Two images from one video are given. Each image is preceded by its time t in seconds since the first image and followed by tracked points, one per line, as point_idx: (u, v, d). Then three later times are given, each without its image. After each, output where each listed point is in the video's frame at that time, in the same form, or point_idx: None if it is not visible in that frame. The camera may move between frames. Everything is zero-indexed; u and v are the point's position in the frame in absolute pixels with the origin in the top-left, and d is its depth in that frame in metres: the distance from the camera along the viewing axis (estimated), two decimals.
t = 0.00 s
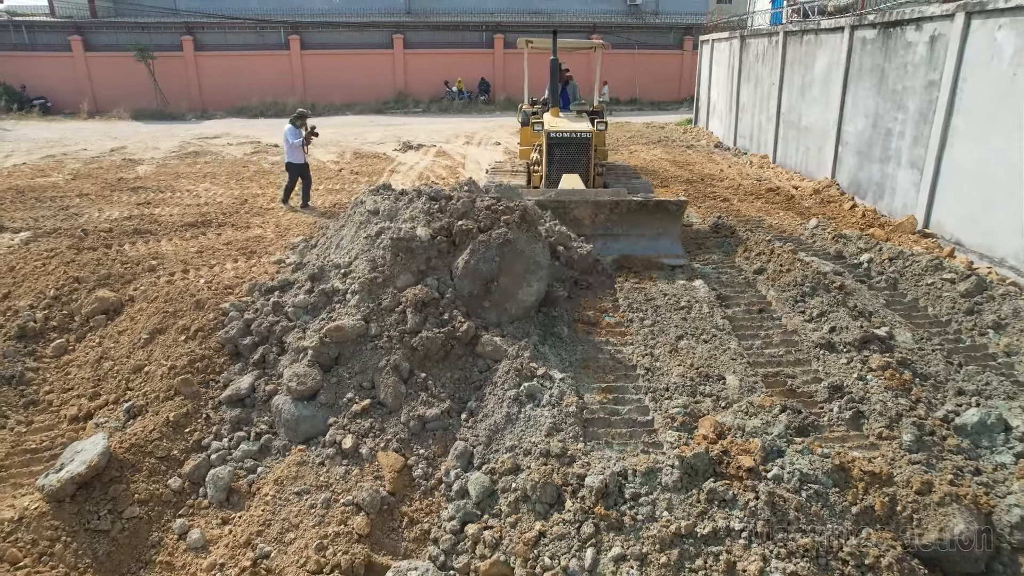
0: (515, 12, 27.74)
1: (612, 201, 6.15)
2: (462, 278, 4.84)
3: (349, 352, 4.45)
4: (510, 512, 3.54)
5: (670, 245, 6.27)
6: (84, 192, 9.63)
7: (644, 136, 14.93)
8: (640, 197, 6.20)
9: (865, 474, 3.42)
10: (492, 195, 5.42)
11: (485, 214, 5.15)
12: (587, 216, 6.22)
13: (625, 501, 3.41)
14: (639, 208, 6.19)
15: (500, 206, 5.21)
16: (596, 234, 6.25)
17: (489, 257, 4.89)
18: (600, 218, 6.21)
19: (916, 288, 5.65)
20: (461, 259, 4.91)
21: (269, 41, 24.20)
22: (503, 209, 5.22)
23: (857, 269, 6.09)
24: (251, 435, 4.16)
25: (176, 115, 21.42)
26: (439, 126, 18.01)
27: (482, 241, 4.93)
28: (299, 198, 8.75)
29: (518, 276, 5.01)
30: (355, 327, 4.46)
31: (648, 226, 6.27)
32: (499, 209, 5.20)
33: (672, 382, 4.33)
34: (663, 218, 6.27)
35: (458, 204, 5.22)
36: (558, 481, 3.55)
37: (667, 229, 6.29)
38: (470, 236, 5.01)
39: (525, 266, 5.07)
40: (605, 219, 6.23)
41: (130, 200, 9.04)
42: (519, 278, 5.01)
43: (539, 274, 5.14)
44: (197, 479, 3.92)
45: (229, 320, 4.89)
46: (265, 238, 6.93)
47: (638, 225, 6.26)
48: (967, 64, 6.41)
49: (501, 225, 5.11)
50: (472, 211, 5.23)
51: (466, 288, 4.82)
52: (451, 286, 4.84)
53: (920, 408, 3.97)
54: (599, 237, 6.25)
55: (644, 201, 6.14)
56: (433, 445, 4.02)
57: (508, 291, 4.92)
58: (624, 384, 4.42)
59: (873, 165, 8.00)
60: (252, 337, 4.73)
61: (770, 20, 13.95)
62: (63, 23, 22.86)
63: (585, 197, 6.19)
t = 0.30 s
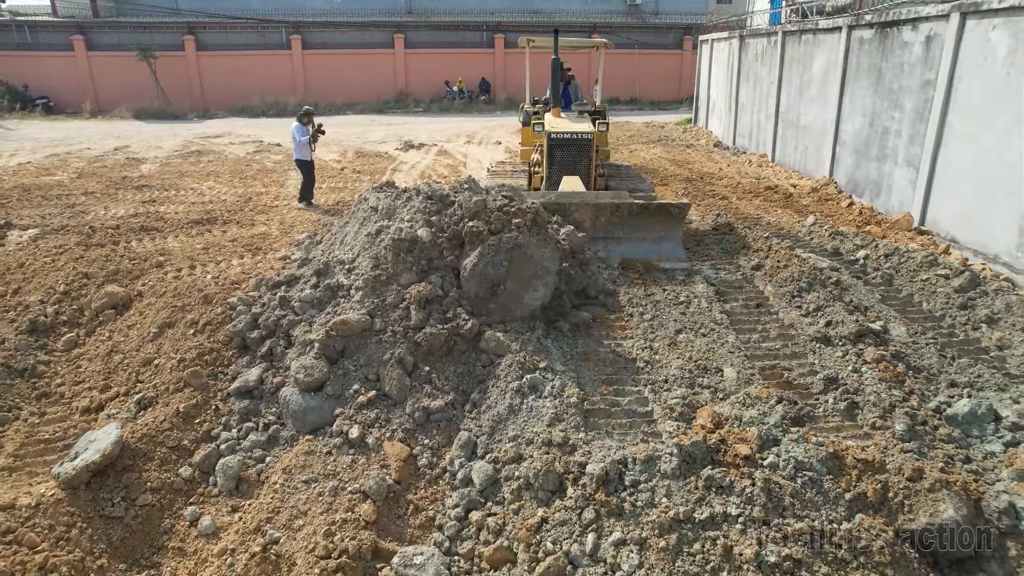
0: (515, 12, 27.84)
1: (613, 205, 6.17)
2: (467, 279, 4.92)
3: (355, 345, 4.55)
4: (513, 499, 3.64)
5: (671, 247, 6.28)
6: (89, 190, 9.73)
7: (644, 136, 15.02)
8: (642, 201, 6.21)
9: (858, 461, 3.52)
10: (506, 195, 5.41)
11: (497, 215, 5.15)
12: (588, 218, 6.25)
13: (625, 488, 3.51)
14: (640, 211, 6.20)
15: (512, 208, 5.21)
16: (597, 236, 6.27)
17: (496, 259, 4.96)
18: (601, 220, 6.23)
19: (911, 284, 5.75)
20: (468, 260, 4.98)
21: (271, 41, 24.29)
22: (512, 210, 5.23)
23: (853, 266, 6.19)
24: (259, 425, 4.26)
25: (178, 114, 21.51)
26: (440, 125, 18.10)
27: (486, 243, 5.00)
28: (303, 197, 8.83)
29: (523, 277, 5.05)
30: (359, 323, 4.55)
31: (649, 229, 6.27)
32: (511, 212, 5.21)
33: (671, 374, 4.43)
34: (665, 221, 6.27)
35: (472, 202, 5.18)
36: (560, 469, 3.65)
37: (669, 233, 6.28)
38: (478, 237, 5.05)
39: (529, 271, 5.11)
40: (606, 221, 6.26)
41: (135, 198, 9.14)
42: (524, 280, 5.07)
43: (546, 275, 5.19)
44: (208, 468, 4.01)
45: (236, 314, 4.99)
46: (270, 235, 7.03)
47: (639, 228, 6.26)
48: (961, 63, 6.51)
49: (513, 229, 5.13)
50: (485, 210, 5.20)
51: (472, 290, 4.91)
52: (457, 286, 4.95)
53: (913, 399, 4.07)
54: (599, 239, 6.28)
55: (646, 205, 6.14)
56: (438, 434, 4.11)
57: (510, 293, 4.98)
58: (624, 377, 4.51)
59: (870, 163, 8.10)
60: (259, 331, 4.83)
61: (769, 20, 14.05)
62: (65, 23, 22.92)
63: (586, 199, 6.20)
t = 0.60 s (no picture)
0: (515, 12, 27.91)
1: (615, 208, 5.98)
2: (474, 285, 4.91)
3: (359, 339, 4.64)
4: (515, 489, 3.73)
5: (675, 252, 6.11)
6: (94, 189, 9.83)
7: (643, 135, 15.12)
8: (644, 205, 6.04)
9: (852, 451, 3.61)
10: (524, 201, 5.29)
11: (514, 226, 5.04)
12: (590, 223, 6.04)
13: (626, 477, 3.60)
14: (643, 215, 6.02)
15: (530, 218, 5.11)
16: (599, 240, 6.09)
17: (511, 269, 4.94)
18: (602, 225, 6.03)
19: (906, 280, 5.84)
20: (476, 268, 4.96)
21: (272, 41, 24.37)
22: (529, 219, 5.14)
23: (849, 262, 6.28)
24: (266, 418, 4.35)
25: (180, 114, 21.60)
26: (441, 125, 18.18)
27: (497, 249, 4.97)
28: (306, 196, 8.90)
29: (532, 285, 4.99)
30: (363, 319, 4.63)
31: (652, 233, 6.11)
32: (528, 221, 5.11)
33: (669, 368, 4.53)
34: (669, 225, 6.10)
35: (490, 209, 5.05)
36: (561, 458, 3.74)
37: (673, 237, 6.12)
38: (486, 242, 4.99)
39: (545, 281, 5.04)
40: (608, 226, 6.06)
41: (139, 196, 9.23)
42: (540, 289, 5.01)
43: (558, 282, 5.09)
44: (216, 459, 4.10)
45: (243, 309, 5.08)
46: (274, 232, 7.12)
47: (642, 232, 6.09)
48: (957, 63, 6.60)
49: (530, 242, 5.06)
50: (504, 219, 5.06)
51: (481, 297, 4.88)
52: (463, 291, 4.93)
53: (906, 392, 4.16)
54: (602, 243, 6.11)
55: (649, 208, 5.98)
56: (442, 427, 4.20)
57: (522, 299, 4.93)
58: (624, 371, 4.60)
59: (868, 162, 8.19)
60: (266, 325, 4.92)
61: (768, 20, 14.13)
62: (67, 23, 22.96)
63: (587, 203, 6.02)
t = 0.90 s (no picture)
0: (515, 12, 27.97)
1: (616, 216, 5.87)
2: (484, 299, 4.77)
3: (361, 334, 4.70)
4: (516, 481, 3.79)
5: (677, 260, 5.98)
6: (97, 188, 9.89)
7: (643, 135, 15.19)
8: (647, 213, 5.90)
9: (847, 444, 3.68)
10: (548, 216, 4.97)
11: (535, 246, 4.80)
12: (590, 230, 5.91)
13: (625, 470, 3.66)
14: (646, 223, 5.87)
15: (552, 238, 4.86)
16: (599, 249, 5.94)
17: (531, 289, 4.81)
18: (603, 231, 5.89)
19: (903, 278, 5.91)
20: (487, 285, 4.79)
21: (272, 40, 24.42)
22: (550, 240, 4.87)
23: (847, 260, 6.34)
24: (270, 412, 4.41)
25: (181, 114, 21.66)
26: (441, 124, 18.24)
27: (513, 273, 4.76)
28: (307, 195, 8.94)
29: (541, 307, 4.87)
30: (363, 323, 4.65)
31: (655, 241, 5.96)
32: (551, 242, 4.85)
33: (668, 363, 4.59)
34: (671, 233, 5.94)
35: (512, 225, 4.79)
36: (561, 451, 3.80)
37: (675, 244, 5.97)
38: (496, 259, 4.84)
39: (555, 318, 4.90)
40: (609, 233, 5.92)
41: (142, 195, 9.29)
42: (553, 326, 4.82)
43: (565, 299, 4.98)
44: (221, 453, 4.17)
45: (247, 305, 5.15)
46: (277, 230, 7.18)
47: (644, 240, 5.95)
48: (953, 63, 6.66)
49: (547, 264, 4.85)
50: (526, 237, 4.82)
51: (488, 308, 4.76)
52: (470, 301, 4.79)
53: (901, 386, 4.23)
54: (602, 252, 5.95)
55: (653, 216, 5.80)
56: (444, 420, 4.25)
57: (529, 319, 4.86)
58: (624, 367, 4.66)
59: (865, 161, 8.25)
60: (269, 321, 4.99)
61: (767, 19, 14.18)
62: (68, 23, 23.02)
63: (588, 210, 5.88)
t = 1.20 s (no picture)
0: (515, 12, 28.02)
1: (618, 221, 5.67)
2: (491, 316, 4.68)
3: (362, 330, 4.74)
4: (517, 475, 3.85)
5: (680, 265, 5.80)
6: (99, 187, 9.94)
7: (643, 134, 15.24)
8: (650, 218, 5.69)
9: (843, 438, 3.73)
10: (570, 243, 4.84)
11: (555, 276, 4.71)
12: (592, 235, 5.70)
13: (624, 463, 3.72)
14: (648, 227, 5.68)
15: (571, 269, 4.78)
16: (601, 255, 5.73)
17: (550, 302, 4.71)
18: (605, 237, 5.67)
19: (900, 275, 5.96)
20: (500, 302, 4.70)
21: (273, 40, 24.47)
22: (572, 272, 4.80)
23: (844, 258, 6.40)
24: (274, 408, 4.47)
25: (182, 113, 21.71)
26: (442, 124, 18.31)
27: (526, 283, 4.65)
28: (309, 194, 8.98)
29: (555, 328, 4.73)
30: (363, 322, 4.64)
31: (658, 245, 5.75)
32: (568, 271, 4.78)
33: (667, 359, 4.65)
34: (676, 237, 5.73)
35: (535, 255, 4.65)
36: (562, 445, 3.86)
37: (679, 249, 5.77)
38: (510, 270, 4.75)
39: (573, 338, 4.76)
40: (611, 238, 5.70)
41: (144, 194, 9.34)
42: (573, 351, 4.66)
43: (579, 324, 4.84)
44: (226, 447, 4.23)
45: (250, 302, 5.21)
46: (279, 229, 7.23)
47: (647, 245, 5.74)
48: (950, 63, 6.72)
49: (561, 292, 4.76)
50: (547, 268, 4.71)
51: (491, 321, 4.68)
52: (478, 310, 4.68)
53: (897, 382, 4.29)
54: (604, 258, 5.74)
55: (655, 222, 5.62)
56: (445, 416, 4.30)
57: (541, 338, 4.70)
58: (623, 363, 4.71)
59: (864, 160, 8.30)
60: (273, 318, 5.05)
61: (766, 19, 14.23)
62: (69, 23, 23.05)
63: (589, 215, 5.68)
